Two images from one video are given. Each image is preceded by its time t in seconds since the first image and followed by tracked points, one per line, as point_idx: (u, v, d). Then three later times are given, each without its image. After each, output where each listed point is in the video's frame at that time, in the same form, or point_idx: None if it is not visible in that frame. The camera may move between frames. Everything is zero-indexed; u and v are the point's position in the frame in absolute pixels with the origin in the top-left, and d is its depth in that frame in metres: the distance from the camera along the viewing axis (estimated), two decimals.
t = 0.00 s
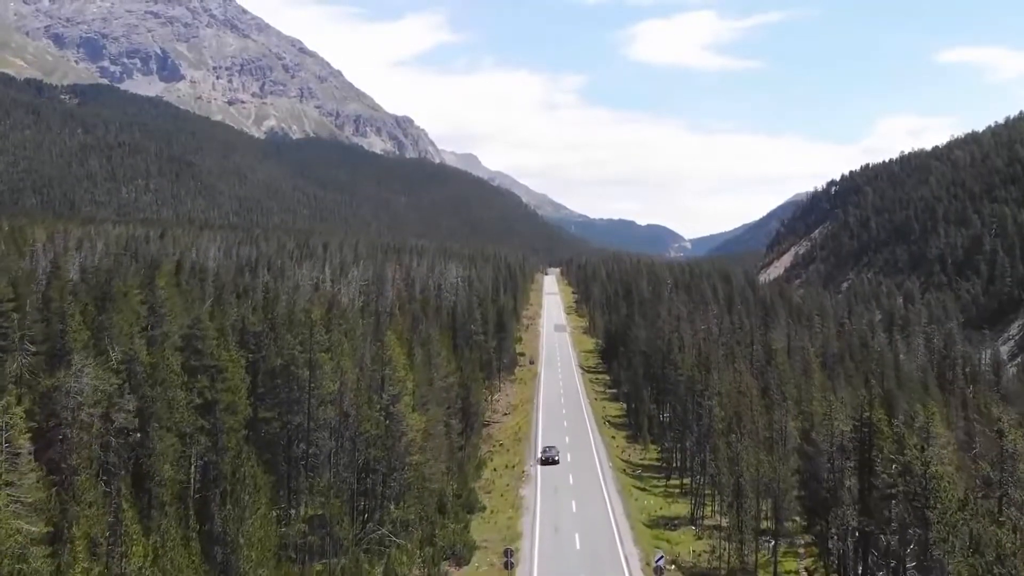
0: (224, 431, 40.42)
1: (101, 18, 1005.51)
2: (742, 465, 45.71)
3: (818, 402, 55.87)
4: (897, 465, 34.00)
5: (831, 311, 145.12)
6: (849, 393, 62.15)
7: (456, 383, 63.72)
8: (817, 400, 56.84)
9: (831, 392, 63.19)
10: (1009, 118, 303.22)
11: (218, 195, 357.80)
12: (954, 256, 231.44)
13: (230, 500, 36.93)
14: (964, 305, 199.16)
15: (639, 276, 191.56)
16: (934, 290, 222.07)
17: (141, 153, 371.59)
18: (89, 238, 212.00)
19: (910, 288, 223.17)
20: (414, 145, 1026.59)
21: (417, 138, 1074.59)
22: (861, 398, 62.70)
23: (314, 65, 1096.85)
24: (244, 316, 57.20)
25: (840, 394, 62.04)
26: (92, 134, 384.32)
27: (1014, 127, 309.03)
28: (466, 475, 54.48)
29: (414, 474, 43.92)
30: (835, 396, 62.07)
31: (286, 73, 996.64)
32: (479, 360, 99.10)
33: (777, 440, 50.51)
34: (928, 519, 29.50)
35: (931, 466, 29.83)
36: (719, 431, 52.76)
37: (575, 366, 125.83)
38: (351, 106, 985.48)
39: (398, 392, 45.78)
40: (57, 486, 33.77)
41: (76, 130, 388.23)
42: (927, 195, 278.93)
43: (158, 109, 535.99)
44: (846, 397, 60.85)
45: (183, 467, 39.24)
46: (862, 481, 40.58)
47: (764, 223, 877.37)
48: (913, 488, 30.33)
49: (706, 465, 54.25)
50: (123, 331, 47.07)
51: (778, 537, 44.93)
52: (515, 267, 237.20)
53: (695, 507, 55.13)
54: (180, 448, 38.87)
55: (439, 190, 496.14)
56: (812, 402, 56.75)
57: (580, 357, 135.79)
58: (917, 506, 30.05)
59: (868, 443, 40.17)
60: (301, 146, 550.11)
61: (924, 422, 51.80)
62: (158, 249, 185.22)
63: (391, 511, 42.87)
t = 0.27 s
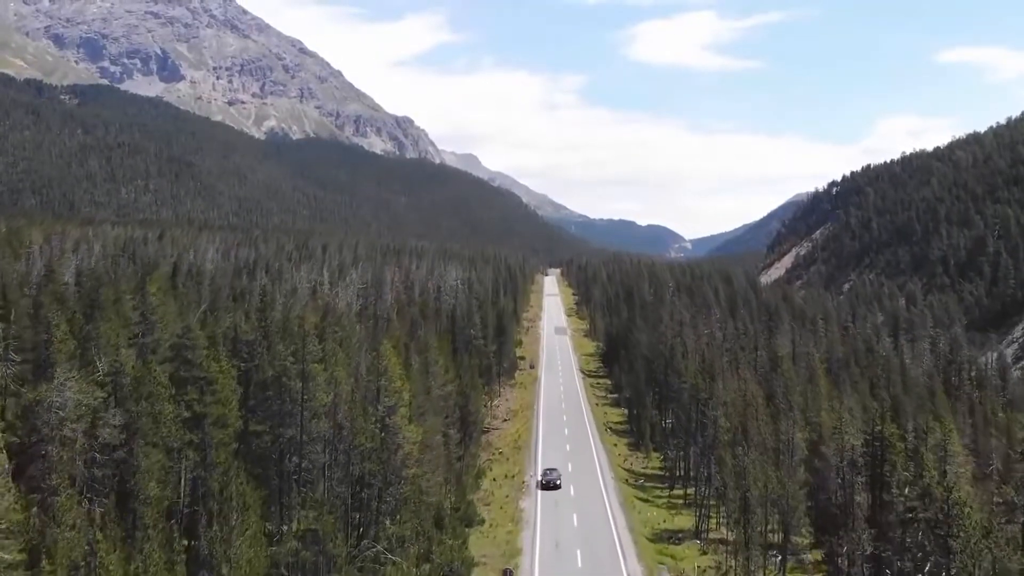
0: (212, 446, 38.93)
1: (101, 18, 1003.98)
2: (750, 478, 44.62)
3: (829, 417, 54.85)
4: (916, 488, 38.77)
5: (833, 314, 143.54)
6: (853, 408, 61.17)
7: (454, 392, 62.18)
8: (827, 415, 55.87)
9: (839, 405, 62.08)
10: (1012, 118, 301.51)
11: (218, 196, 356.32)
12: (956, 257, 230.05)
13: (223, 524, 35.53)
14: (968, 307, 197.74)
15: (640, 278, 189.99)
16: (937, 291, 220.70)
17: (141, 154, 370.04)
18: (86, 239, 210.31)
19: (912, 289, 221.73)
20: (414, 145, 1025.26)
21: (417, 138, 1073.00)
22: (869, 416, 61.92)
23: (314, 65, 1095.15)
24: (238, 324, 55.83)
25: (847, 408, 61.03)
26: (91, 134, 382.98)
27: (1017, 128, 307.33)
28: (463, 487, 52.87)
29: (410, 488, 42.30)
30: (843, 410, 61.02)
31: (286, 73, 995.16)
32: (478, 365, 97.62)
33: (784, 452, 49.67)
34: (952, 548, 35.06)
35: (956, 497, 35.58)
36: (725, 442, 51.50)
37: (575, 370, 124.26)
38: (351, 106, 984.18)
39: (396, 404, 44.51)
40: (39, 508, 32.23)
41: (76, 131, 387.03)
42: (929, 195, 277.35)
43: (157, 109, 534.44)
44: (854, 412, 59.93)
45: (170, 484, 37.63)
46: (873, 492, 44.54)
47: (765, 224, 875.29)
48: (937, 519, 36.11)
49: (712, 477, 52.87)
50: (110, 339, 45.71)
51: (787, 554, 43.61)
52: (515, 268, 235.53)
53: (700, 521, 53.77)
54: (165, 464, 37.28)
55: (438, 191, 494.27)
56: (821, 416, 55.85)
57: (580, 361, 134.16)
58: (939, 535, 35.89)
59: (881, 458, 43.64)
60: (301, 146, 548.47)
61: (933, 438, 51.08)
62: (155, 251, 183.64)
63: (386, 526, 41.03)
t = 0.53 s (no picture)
0: (200, 463, 37.69)
1: (101, 19, 1003.25)
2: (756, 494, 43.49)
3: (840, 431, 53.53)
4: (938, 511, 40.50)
5: (835, 316, 142.17)
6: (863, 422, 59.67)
7: (452, 402, 60.63)
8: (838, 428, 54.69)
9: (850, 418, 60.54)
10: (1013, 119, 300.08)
11: (217, 197, 354.69)
12: (959, 259, 228.68)
13: (209, 551, 34.51)
14: (971, 309, 196.20)
15: (641, 280, 188.61)
16: (939, 293, 219.41)
17: (141, 154, 368.64)
18: (84, 240, 208.87)
19: (914, 291, 220.42)
20: (414, 145, 1024.33)
21: (417, 139, 1072.15)
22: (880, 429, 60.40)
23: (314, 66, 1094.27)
24: (234, 333, 54.43)
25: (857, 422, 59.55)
26: (91, 135, 381.91)
27: (1018, 128, 305.97)
28: (460, 501, 51.23)
29: (407, 503, 39.78)
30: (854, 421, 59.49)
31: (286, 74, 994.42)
32: (478, 371, 96.26)
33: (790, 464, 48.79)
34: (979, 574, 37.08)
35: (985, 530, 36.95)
36: (728, 454, 50.22)
37: (575, 374, 122.87)
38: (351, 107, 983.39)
39: (390, 415, 43.06)
40: (13, 531, 31.00)
41: (76, 131, 386.17)
42: (931, 196, 275.87)
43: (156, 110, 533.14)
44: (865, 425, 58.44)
45: (156, 504, 36.56)
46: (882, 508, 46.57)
47: (765, 224, 874.05)
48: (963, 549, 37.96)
49: (717, 489, 51.50)
50: (99, 349, 44.58)
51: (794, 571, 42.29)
52: (514, 269, 234.25)
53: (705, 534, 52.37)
54: (150, 481, 36.01)
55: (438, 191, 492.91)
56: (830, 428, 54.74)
57: (581, 364, 132.72)
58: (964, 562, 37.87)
59: (892, 471, 45.32)
60: (300, 147, 547.29)
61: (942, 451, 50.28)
62: (152, 252, 182.39)
63: (381, 542, 38.09)
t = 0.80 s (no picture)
0: (187, 479, 36.44)
1: (101, 19, 1002.06)
2: (763, 511, 42.17)
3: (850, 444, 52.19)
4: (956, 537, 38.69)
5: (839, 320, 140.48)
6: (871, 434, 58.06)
7: (451, 410, 59.09)
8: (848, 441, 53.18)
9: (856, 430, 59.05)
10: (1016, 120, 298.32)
11: (217, 198, 353.33)
12: (962, 261, 227.00)
13: None
14: (974, 311, 194.36)
15: (643, 282, 187.16)
16: (942, 295, 217.75)
17: (140, 155, 367.38)
18: (83, 242, 207.75)
19: (917, 293, 218.84)
20: (414, 146, 1022.84)
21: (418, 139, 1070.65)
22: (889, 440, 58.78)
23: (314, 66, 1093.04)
24: (228, 342, 52.95)
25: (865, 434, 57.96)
26: (90, 135, 380.55)
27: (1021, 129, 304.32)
28: (458, 514, 49.77)
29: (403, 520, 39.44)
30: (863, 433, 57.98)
31: (286, 74, 993.11)
32: (477, 377, 94.70)
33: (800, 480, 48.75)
34: None
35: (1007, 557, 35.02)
36: (734, 467, 48.93)
37: (576, 379, 121.30)
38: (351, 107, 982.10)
39: (387, 428, 41.66)
40: None
41: (76, 132, 384.88)
42: (933, 198, 274.15)
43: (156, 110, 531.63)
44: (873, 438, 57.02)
45: (140, 522, 35.21)
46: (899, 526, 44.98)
47: (766, 224, 872.42)
48: None
49: (722, 502, 50.15)
50: (85, 359, 43.17)
51: None
52: (514, 271, 232.62)
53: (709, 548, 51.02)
54: (133, 498, 34.59)
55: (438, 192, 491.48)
56: (839, 441, 53.33)
57: (582, 368, 131.21)
58: None
59: (906, 488, 43.37)
60: (300, 147, 545.90)
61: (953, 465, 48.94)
62: (150, 255, 180.96)
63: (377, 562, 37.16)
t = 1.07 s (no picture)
0: (172, 498, 35.44)
1: (101, 19, 999.44)
2: (772, 528, 40.96)
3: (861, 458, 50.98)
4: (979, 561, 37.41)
5: (840, 321, 138.91)
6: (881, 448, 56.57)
7: (450, 419, 57.64)
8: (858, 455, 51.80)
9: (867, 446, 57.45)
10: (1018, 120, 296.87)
11: (217, 199, 351.96)
12: (965, 262, 225.40)
13: None
14: (978, 313, 192.81)
15: (644, 284, 185.74)
16: (945, 297, 216.32)
17: (140, 156, 366.09)
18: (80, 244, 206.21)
19: (919, 294, 217.50)
20: (415, 146, 1021.59)
21: (418, 140, 1069.77)
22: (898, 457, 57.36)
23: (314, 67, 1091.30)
24: (219, 350, 51.50)
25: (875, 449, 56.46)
26: (90, 136, 379.17)
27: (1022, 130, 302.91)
28: (456, 530, 48.40)
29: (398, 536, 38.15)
30: (872, 450, 56.50)
31: (286, 75, 991.75)
32: (476, 382, 93.19)
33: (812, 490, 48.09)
34: None
35: None
36: (743, 480, 47.54)
37: (577, 383, 119.88)
38: (351, 108, 980.81)
39: (383, 442, 40.44)
40: None
41: (76, 133, 383.44)
42: (935, 199, 272.63)
43: (156, 111, 530.32)
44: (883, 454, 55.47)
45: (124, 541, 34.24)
46: (913, 544, 44.00)
47: (767, 225, 870.64)
48: None
49: (729, 515, 48.84)
50: (68, 368, 41.91)
51: None
52: (515, 273, 231.14)
53: (714, 564, 49.74)
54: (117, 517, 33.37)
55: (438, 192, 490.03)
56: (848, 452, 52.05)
57: (583, 372, 129.67)
58: None
59: (921, 506, 42.08)
60: (300, 148, 544.74)
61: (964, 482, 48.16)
62: (149, 257, 179.49)
63: None
